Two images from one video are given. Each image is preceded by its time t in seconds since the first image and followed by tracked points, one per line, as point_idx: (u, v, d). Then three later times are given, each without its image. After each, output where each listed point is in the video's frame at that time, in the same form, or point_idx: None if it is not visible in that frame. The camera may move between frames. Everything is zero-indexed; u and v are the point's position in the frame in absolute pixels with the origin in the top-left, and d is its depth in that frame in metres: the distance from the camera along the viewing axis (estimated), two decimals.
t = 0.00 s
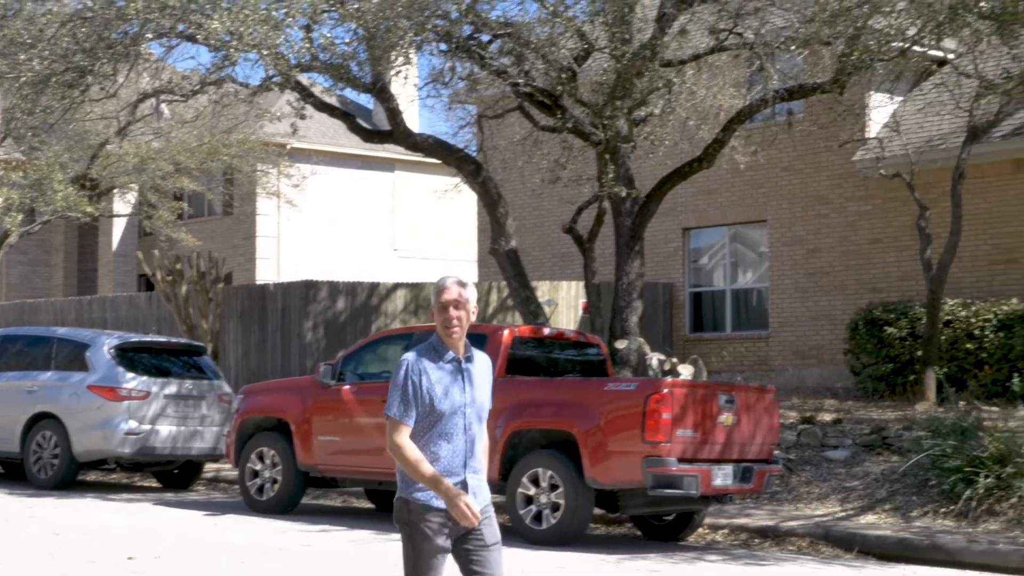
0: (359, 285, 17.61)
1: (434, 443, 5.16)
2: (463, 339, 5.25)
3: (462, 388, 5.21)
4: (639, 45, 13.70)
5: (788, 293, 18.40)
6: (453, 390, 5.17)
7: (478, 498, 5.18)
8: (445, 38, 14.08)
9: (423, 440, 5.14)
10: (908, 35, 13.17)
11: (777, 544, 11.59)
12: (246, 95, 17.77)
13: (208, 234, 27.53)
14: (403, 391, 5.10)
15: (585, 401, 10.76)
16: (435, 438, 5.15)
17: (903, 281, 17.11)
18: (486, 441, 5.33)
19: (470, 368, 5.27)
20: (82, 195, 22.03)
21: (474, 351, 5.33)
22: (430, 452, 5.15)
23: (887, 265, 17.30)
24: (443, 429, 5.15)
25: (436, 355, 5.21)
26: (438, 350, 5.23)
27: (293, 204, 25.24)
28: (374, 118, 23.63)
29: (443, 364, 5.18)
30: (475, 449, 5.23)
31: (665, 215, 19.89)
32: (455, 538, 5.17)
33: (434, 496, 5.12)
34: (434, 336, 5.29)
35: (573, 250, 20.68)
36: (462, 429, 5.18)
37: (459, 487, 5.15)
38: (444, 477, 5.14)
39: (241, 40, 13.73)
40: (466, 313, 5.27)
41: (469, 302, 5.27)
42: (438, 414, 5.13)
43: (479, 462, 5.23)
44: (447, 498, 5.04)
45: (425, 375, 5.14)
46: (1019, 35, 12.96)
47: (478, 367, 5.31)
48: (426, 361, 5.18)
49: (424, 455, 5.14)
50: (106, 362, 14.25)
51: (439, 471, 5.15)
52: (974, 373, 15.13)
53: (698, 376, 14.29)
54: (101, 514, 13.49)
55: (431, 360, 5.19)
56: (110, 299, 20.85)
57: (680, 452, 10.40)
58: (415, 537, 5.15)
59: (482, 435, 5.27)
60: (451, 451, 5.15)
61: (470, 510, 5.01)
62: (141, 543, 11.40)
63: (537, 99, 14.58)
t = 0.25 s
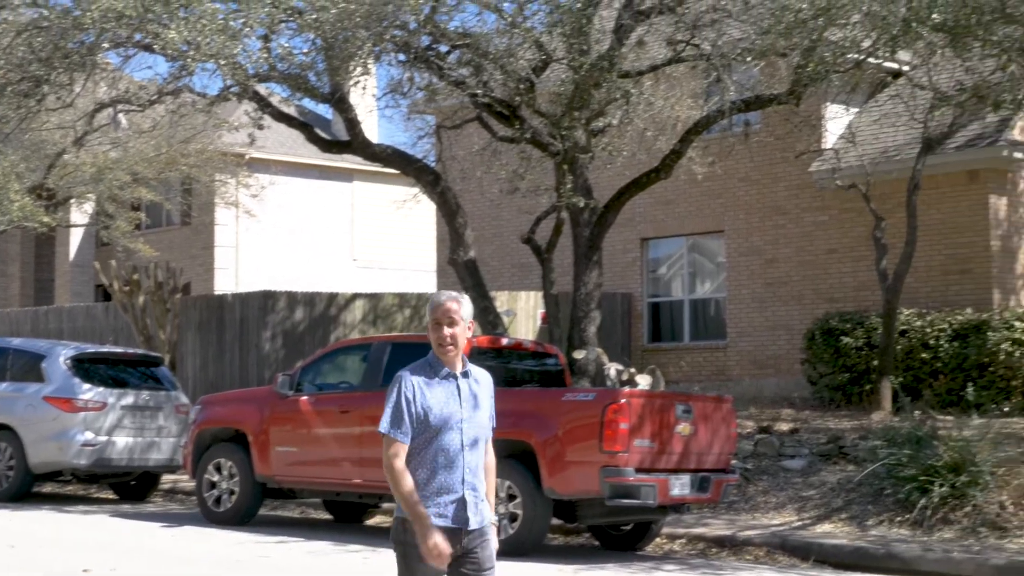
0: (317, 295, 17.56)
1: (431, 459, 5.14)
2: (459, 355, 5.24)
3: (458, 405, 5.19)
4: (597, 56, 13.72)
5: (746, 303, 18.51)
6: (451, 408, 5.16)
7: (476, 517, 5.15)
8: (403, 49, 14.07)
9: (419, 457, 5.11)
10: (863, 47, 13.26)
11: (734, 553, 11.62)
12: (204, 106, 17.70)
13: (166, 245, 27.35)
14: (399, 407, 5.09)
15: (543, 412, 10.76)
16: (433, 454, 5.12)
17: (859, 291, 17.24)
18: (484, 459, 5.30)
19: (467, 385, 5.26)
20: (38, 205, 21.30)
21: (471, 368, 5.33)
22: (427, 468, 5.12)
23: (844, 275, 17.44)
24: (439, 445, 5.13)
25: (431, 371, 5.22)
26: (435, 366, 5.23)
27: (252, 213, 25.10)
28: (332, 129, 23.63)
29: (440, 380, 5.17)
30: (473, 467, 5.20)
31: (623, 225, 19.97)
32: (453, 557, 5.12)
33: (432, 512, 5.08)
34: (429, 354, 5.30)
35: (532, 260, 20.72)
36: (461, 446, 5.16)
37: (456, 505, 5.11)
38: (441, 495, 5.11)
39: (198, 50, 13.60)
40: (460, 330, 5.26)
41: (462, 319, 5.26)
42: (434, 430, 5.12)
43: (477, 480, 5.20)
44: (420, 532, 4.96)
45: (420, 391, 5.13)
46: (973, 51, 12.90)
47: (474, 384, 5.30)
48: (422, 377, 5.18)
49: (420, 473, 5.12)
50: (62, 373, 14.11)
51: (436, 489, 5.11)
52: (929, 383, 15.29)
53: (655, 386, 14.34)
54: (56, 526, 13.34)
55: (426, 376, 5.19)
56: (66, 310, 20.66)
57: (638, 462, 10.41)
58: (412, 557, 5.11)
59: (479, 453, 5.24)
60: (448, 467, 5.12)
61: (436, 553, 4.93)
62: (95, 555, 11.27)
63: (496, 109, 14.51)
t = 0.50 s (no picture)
0: (272, 304, 17.46)
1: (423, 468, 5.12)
2: (451, 362, 5.24)
3: (450, 412, 5.19)
4: (552, 66, 13.72)
5: (700, 313, 18.60)
6: (441, 416, 5.15)
7: (473, 525, 5.12)
8: (358, 58, 13.93)
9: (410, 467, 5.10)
10: (815, 58, 13.30)
11: (688, 562, 11.64)
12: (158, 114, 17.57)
13: (119, 254, 27.10)
14: (386, 417, 5.10)
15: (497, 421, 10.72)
16: (424, 463, 5.11)
17: (812, 300, 17.35)
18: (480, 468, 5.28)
19: (458, 392, 5.26)
20: None
21: (463, 376, 5.32)
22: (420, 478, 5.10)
23: (797, 285, 17.55)
24: (431, 454, 5.11)
25: (421, 379, 5.22)
26: (426, 375, 5.24)
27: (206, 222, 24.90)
28: (287, 136, 23.59)
29: (428, 388, 5.17)
30: (468, 476, 5.18)
31: (579, 235, 20.04)
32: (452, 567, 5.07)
33: (425, 521, 5.06)
34: (421, 362, 5.31)
35: (487, 270, 20.75)
36: (454, 454, 5.14)
37: (453, 514, 5.09)
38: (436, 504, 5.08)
39: (152, 58, 13.33)
40: (454, 335, 5.27)
41: (457, 323, 5.26)
42: (424, 439, 5.11)
43: (472, 489, 5.18)
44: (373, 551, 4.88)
45: (410, 400, 5.14)
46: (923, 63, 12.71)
47: (466, 393, 5.29)
48: (411, 385, 5.19)
49: (412, 483, 5.10)
50: (13, 383, 13.84)
51: (429, 499, 5.09)
52: (881, 392, 15.43)
53: (610, 396, 14.37)
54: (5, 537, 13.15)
55: (416, 384, 5.20)
56: (18, 319, 20.41)
57: (591, 471, 10.41)
58: (412, 568, 5.04)
59: (474, 462, 5.22)
60: (443, 477, 5.10)
61: None
62: (44, 567, 11.11)
63: (450, 119, 14.45)
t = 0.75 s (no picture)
0: (225, 312, 17.35)
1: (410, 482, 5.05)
2: (439, 373, 5.14)
3: (437, 426, 5.12)
4: (505, 75, 13.69)
5: (653, 322, 18.64)
6: (428, 431, 5.08)
7: (459, 541, 5.08)
8: (312, 66, 13.73)
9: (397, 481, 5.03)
10: (768, 69, 13.33)
11: (641, 570, 11.64)
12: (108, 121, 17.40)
13: (71, 262, 26.86)
14: (373, 432, 5.02)
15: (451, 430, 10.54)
16: (411, 478, 5.04)
17: (764, 309, 17.45)
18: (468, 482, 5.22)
19: (445, 406, 5.18)
20: None
21: (450, 388, 5.24)
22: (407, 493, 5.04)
23: (749, 294, 17.63)
24: (418, 468, 5.05)
25: (409, 391, 5.14)
26: (413, 387, 5.15)
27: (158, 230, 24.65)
28: (240, 143, 23.50)
29: (415, 401, 5.10)
30: (455, 490, 5.12)
31: (532, 244, 20.10)
32: None
33: (413, 538, 4.99)
34: (409, 373, 5.21)
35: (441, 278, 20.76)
36: (441, 469, 5.08)
37: (440, 529, 5.04)
38: (423, 519, 5.02)
39: (102, 65, 13.19)
40: (442, 346, 5.18)
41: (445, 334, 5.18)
42: (412, 453, 5.04)
43: (460, 504, 5.12)
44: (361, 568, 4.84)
45: (396, 414, 5.07)
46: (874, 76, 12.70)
47: (453, 405, 5.22)
48: (399, 399, 5.10)
49: (398, 499, 5.04)
50: None
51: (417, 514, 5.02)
52: (833, 401, 15.51)
53: (562, 405, 14.39)
54: None
55: (403, 397, 5.11)
56: None
57: (544, 480, 10.39)
58: None
59: (461, 475, 5.16)
60: (430, 492, 5.04)
61: None
62: None
63: (404, 127, 14.28)
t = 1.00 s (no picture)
0: (176, 321, 17.22)
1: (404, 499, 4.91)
2: (429, 386, 5.02)
3: (430, 440, 4.99)
4: (458, 84, 13.57)
5: (606, 331, 18.70)
6: (422, 445, 4.94)
7: (457, 557, 4.96)
8: (265, 73, 13.52)
9: (392, 499, 4.89)
10: (721, 80, 12.93)
11: None
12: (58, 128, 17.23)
13: (21, 269, 26.58)
14: (366, 449, 4.86)
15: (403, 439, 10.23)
16: (406, 494, 4.90)
17: (716, 319, 17.52)
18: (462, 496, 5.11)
19: (437, 419, 5.05)
20: None
21: (439, 401, 5.11)
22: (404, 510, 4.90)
23: (703, 303, 17.70)
24: (413, 484, 4.91)
25: (401, 405, 4.99)
26: (402, 401, 5.00)
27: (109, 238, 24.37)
28: (193, 151, 23.34)
29: (408, 415, 4.96)
30: (451, 506, 4.99)
31: (486, 253, 20.11)
32: None
33: (411, 556, 4.86)
34: (396, 387, 5.07)
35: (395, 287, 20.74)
36: (436, 484, 4.95)
37: (437, 546, 4.90)
38: (421, 537, 4.88)
39: (52, 71, 12.98)
40: (431, 359, 5.06)
41: (432, 346, 5.07)
42: (407, 470, 4.90)
43: (456, 519, 5.00)
44: None
45: (390, 429, 4.91)
46: (827, 86, 12.40)
47: (444, 418, 5.10)
48: (390, 413, 4.95)
49: (395, 516, 4.90)
50: None
51: (415, 532, 4.88)
52: (784, 411, 15.60)
53: (515, 414, 14.38)
54: None
55: (395, 411, 4.96)
56: None
57: (496, 490, 10.40)
58: None
59: (456, 490, 5.04)
60: (428, 508, 4.91)
61: None
62: None
63: (357, 136, 14.10)
